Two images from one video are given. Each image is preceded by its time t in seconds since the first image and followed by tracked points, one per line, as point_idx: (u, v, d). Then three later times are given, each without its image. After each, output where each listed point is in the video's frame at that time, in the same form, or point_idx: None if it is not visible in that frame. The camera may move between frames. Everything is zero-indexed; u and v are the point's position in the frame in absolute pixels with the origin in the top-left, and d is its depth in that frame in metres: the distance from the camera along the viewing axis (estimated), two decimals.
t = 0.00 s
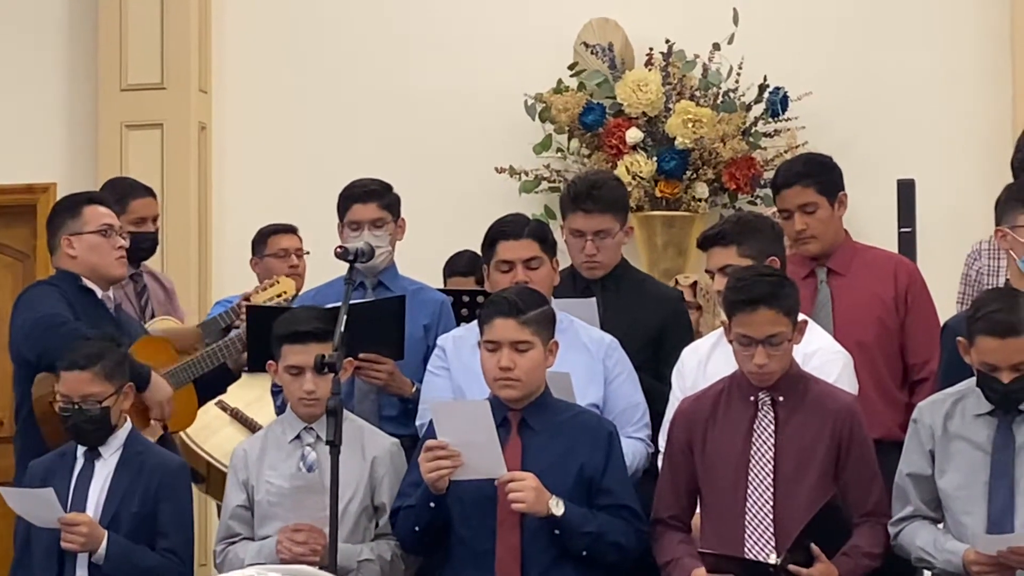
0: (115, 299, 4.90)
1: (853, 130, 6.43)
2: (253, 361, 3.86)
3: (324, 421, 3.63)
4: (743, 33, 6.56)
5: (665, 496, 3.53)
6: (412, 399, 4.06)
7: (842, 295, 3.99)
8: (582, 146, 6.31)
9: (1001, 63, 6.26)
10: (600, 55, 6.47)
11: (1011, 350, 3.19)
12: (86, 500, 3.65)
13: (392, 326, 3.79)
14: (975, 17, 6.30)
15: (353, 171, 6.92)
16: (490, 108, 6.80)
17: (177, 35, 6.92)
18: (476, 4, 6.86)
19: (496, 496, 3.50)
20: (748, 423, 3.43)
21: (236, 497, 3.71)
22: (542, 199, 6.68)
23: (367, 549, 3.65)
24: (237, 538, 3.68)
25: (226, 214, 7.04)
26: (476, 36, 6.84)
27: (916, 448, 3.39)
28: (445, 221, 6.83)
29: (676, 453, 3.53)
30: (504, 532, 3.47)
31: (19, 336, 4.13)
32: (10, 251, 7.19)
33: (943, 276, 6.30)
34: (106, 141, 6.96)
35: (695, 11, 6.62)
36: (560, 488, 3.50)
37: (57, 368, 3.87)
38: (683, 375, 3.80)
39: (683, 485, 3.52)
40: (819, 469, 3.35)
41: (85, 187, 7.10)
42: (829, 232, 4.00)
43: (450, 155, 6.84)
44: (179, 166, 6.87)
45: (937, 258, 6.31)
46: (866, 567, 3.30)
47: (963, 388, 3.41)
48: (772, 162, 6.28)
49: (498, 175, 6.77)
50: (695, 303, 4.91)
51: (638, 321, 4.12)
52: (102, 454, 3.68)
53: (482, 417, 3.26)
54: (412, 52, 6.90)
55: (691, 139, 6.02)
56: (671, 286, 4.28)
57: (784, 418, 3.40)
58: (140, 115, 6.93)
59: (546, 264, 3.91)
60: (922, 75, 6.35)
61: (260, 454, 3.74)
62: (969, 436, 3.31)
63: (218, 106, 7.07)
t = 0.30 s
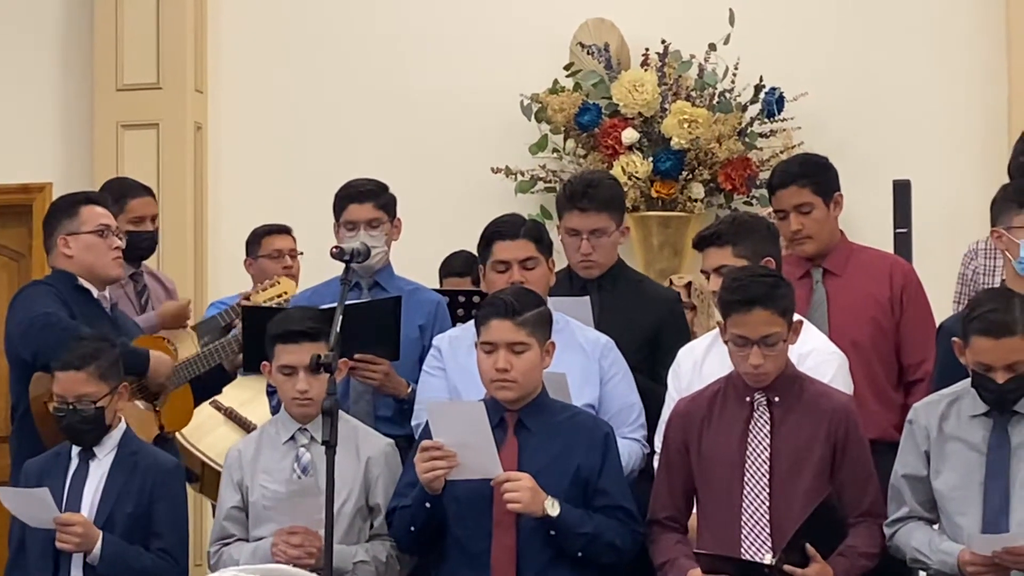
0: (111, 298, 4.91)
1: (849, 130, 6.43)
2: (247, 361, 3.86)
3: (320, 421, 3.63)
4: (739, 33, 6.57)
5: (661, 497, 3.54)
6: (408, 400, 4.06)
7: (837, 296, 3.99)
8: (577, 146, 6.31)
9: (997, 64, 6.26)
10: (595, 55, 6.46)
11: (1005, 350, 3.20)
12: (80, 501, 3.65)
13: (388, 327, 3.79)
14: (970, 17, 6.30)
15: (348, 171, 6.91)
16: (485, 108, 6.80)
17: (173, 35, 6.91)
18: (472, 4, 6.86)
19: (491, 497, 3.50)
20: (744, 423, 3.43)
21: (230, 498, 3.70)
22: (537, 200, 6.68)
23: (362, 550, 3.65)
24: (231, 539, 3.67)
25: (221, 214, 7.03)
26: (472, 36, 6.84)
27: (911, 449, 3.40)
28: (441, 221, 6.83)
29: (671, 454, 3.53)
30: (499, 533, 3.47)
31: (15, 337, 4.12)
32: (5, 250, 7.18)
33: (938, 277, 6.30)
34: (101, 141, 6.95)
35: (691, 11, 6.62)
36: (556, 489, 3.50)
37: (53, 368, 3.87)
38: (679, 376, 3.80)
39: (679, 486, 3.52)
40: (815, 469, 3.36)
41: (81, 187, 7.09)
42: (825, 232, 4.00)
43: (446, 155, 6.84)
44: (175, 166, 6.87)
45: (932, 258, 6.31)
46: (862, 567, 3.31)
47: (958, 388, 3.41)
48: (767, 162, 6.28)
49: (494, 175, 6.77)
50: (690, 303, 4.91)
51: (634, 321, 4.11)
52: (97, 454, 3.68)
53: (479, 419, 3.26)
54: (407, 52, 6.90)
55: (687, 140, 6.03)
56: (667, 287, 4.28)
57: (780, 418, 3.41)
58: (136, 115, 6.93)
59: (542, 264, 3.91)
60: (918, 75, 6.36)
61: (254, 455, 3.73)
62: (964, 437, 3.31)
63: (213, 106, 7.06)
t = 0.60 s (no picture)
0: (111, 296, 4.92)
1: (847, 131, 6.43)
2: (246, 361, 3.87)
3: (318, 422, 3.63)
4: (737, 34, 6.57)
5: (659, 497, 3.54)
6: (405, 401, 4.06)
7: (834, 296, 3.99)
8: (576, 146, 6.31)
9: (995, 64, 6.26)
10: (593, 55, 6.46)
11: (1003, 349, 3.20)
12: (77, 501, 3.65)
13: (385, 327, 3.80)
14: (969, 18, 6.30)
15: (346, 171, 6.91)
16: (484, 108, 6.80)
17: (171, 35, 6.91)
18: (470, 5, 6.86)
19: (489, 498, 3.50)
20: (742, 424, 3.43)
21: (226, 497, 3.70)
22: (536, 200, 6.68)
23: (358, 549, 3.64)
24: (227, 539, 3.66)
25: (219, 214, 7.03)
26: (470, 36, 6.84)
27: (909, 449, 3.40)
28: (439, 221, 6.83)
29: (669, 455, 3.53)
30: (497, 533, 3.47)
31: (11, 338, 4.12)
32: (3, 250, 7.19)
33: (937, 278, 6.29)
34: (100, 141, 6.96)
35: (689, 12, 6.62)
36: (554, 489, 3.50)
37: (50, 368, 3.87)
38: (677, 377, 3.80)
39: (677, 486, 3.52)
40: (813, 470, 3.36)
41: (79, 187, 7.10)
42: (822, 232, 4.00)
43: (444, 155, 6.84)
44: (173, 166, 6.87)
45: (932, 258, 6.31)
46: (859, 568, 3.31)
47: (955, 389, 3.41)
48: (766, 163, 6.27)
49: (492, 175, 6.77)
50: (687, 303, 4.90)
51: (632, 322, 4.11)
52: (94, 454, 3.68)
53: (478, 419, 3.26)
54: (405, 53, 6.90)
55: (685, 140, 6.03)
56: (664, 287, 4.28)
57: (777, 419, 3.41)
58: (134, 116, 6.93)
59: (539, 265, 3.91)
60: (916, 75, 6.36)
61: (251, 455, 3.74)
62: (961, 437, 3.32)
63: (212, 106, 7.06)
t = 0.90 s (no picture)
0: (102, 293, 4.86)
1: (846, 131, 6.43)
2: (244, 362, 3.86)
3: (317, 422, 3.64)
4: (735, 34, 6.57)
5: (657, 497, 3.55)
6: (404, 401, 4.06)
7: (832, 296, 4.00)
8: (574, 147, 6.32)
9: (993, 65, 6.26)
10: (592, 55, 6.46)
11: (1001, 350, 3.23)
12: (75, 501, 3.65)
13: (383, 327, 3.80)
14: (967, 18, 6.31)
15: (344, 171, 6.91)
16: (482, 108, 6.80)
17: (169, 35, 6.90)
18: (468, 5, 6.86)
19: (488, 498, 3.50)
20: (740, 424, 3.44)
21: (224, 496, 3.70)
22: (534, 200, 6.69)
23: (357, 548, 3.64)
24: (225, 537, 3.67)
25: (218, 214, 7.04)
26: (468, 36, 6.84)
27: (906, 449, 3.43)
28: (438, 221, 6.83)
29: (667, 455, 3.54)
30: (495, 533, 3.48)
31: (9, 337, 4.11)
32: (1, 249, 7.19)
33: (935, 278, 6.30)
34: (98, 141, 6.96)
35: (687, 12, 6.62)
36: (552, 488, 3.51)
37: (48, 367, 3.88)
38: (676, 377, 3.81)
39: (675, 486, 3.53)
40: (811, 471, 3.37)
41: (77, 187, 7.10)
42: (820, 232, 4.00)
43: (442, 155, 6.84)
44: (171, 166, 6.87)
45: (930, 259, 6.31)
46: (857, 568, 3.32)
47: (952, 389, 3.44)
48: (764, 163, 6.26)
49: (490, 175, 6.77)
50: (685, 303, 4.91)
51: (630, 322, 4.12)
52: (92, 453, 3.68)
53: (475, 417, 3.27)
54: (403, 53, 6.90)
55: (683, 140, 6.01)
56: (662, 287, 4.28)
57: (775, 420, 3.42)
58: (132, 116, 6.92)
59: (538, 265, 3.91)
60: (915, 75, 6.36)
61: (248, 454, 3.74)
62: (958, 437, 3.34)
63: (210, 106, 7.06)
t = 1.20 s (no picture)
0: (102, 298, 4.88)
1: (845, 132, 6.43)
2: (242, 363, 3.88)
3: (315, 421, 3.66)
4: (733, 35, 6.57)
5: (655, 498, 3.55)
6: (402, 402, 4.06)
7: (830, 296, 4.00)
8: (572, 148, 6.33)
9: (991, 66, 6.26)
10: (590, 56, 6.46)
11: (999, 350, 3.26)
12: (73, 502, 3.65)
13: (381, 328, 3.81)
14: (965, 19, 6.31)
15: (341, 172, 6.91)
16: (480, 108, 6.80)
17: (168, 36, 6.90)
18: (466, 6, 6.86)
19: (486, 499, 3.51)
20: (738, 425, 3.44)
21: (222, 497, 3.70)
22: (532, 201, 6.69)
23: (355, 549, 3.64)
24: (223, 538, 3.67)
25: (216, 215, 7.03)
26: (467, 37, 6.84)
27: (904, 450, 3.44)
28: (437, 222, 6.83)
29: (665, 456, 3.54)
30: (493, 534, 3.48)
31: (7, 339, 4.12)
32: None
33: (934, 279, 6.30)
34: (96, 142, 6.96)
35: (685, 13, 6.63)
36: (550, 489, 3.51)
37: (46, 368, 3.88)
38: (675, 377, 3.80)
39: (673, 487, 3.54)
40: (808, 472, 3.37)
41: (75, 188, 7.10)
42: (818, 233, 4.00)
43: (440, 156, 6.84)
44: (169, 166, 6.87)
45: (927, 260, 6.31)
46: (855, 569, 3.32)
47: (950, 389, 3.45)
48: (763, 164, 6.26)
49: (488, 176, 6.77)
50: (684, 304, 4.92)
51: (629, 322, 4.12)
52: (90, 455, 3.68)
53: (472, 419, 3.28)
54: (401, 54, 6.90)
55: (682, 141, 6.02)
56: (660, 288, 4.27)
57: (773, 421, 3.42)
58: (130, 117, 6.92)
59: (536, 266, 3.91)
60: (912, 75, 6.36)
61: (246, 455, 3.73)
62: (956, 438, 3.36)
63: (209, 107, 7.06)
